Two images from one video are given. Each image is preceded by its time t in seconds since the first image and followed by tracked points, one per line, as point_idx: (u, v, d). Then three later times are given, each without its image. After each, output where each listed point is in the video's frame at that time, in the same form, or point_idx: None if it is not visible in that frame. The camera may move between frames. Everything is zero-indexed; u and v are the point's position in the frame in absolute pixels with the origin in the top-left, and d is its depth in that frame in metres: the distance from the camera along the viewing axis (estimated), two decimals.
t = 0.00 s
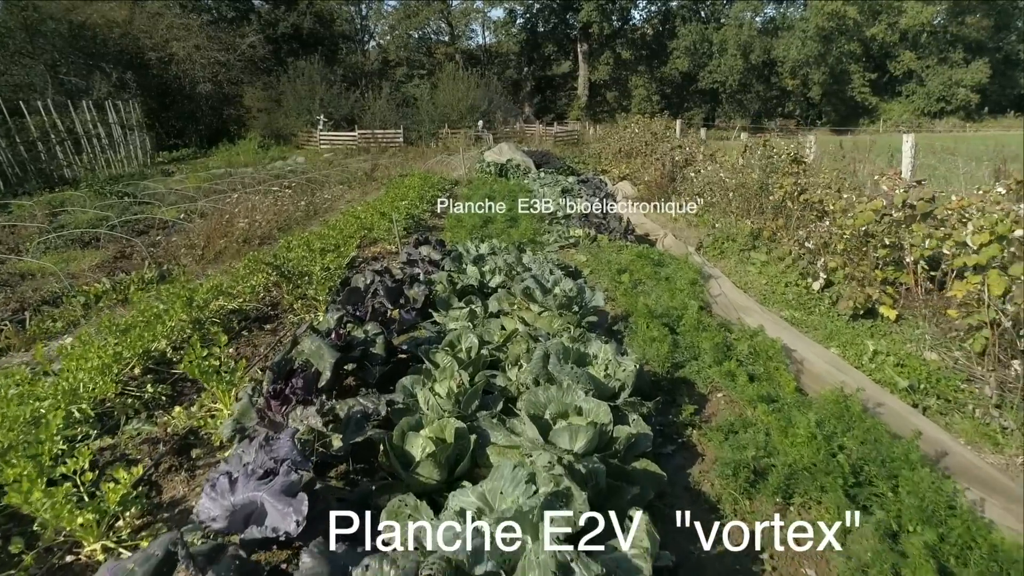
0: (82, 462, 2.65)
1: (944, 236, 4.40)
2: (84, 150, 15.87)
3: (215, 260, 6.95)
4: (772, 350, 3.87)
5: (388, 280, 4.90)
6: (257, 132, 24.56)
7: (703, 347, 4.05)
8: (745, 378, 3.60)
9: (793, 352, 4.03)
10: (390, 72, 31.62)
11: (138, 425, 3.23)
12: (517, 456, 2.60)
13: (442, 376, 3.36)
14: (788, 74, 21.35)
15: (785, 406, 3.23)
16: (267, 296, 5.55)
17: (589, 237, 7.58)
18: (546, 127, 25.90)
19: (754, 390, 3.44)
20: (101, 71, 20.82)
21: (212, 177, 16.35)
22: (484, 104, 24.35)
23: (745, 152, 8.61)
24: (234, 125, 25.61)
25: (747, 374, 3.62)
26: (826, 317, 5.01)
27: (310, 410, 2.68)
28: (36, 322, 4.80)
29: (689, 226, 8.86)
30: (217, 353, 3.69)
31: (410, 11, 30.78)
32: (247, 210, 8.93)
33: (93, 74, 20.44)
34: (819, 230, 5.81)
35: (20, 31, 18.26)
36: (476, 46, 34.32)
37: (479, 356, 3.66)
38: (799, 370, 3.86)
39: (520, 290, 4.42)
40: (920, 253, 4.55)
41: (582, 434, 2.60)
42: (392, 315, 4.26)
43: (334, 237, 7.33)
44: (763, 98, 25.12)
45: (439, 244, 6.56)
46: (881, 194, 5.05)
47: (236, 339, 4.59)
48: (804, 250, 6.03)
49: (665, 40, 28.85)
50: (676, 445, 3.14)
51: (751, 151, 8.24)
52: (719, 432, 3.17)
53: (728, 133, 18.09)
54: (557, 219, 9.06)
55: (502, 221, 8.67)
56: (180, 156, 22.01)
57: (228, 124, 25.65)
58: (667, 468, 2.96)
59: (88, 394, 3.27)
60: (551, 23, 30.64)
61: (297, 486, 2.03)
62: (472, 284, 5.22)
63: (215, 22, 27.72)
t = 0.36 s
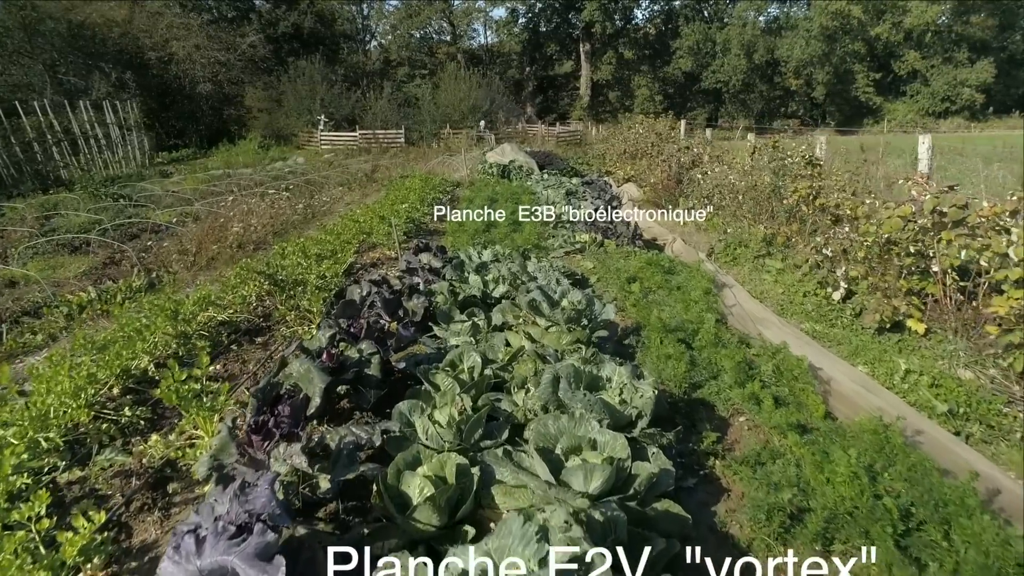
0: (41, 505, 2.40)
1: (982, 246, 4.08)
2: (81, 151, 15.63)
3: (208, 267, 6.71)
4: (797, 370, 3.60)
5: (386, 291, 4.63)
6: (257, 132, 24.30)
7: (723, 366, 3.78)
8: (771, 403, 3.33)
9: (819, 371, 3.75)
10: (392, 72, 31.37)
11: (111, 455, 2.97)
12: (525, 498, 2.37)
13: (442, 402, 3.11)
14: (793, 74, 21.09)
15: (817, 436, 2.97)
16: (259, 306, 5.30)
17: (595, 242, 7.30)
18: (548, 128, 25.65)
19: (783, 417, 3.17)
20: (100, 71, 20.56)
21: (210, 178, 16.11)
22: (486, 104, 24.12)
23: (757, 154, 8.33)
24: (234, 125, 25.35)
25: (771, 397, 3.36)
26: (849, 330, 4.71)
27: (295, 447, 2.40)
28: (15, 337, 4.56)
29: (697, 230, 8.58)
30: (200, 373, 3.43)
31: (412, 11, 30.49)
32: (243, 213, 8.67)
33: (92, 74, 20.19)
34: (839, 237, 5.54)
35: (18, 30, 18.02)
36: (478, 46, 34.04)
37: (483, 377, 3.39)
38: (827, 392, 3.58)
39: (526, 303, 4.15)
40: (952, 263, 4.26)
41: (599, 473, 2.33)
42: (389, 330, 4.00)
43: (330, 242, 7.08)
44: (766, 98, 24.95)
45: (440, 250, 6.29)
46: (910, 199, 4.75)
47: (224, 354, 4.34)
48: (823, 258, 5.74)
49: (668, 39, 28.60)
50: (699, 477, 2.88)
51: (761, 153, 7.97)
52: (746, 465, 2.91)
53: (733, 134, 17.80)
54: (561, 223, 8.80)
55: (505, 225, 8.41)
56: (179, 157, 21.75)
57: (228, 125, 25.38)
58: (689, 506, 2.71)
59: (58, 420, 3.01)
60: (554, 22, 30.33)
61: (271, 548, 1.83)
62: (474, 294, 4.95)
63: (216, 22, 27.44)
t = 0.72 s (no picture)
0: None
1: None
2: (79, 151, 15.37)
3: (199, 275, 6.44)
4: (828, 396, 3.34)
5: (383, 304, 4.35)
6: (257, 133, 24.03)
7: (746, 389, 3.51)
8: (803, 433, 3.05)
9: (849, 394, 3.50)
10: (394, 72, 31.11)
11: (75, 493, 2.67)
12: (536, 554, 2.11)
13: (441, 435, 2.83)
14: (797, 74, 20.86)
15: (857, 473, 2.71)
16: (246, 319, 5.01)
17: (602, 249, 7.02)
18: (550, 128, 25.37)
19: (817, 451, 2.89)
20: (98, 71, 20.31)
21: (207, 180, 15.84)
22: (488, 104, 23.87)
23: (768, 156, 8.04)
24: (234, 126, 25.06)
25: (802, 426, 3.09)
26: (876, 347, 4.41)
27: (273, 498, 2.12)
28: None
29: (707, 235, 8.30)
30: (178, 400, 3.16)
31: (413, 10, 30.20)
32: (238, 217, 8.41)
33: (90, 74, 19.93)
34: (861, 245, 5.26)
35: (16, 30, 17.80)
36: (480, 46, 33.79)
37: (487, 404, 3.10)
38: (860, 419, 3.30)
39: (532, 319, 3.87)
40: (989, 275, 3.97)
41: (620, 526, 2.05)
42: (384, 349, 3.71)
43: (325, 249, 6.80)
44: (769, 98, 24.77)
45: (441, 258, 6.00)
46: (939, 206, 4.46)
47: (207, 373, 4.04)
48: (844, 267, 5.44)
49: (671, 39, 28.38)
50: (728, 521, 2.62)
51: (773, 155, 7.69)
52: (778, 507, 2.65)
53: (737, 134, 17.56)
54: (566, 228, 8.52)
55: (508, 230, 8.15)
56: (178, 158, 21.48)
57: (228, 125, 25.13)
58: (718, 556, 2.46)
59: (18, 454, 2.72)
60: (556, 22, 30.01)
61: None
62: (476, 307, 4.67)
63: (216, 21, 27.15)
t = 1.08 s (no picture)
0: None
1: None
2: (76, 152, 15.14)
3: (187, 283, 6.17)
4: (859, 424, 2.98)
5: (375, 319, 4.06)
6: (257, 133, 23.75)
7: (769, 416, 3.22)
8: (837, 471, 2.75)
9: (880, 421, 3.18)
10: (395, 71, 30.84)
11: (26, 542, 2.42)
12: None
13: (435, 475, 2.55)
14: (802, 73, 20.61)
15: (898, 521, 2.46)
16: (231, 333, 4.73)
17: (608, 256, 6.74)
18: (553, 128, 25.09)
19: (854, 495, 2.62)
20: (98, 71, 20.09)
21: (204, 181, 15.56)
22: (489, 105, 23.62)
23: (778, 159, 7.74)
24: (234, 126, 24.78)
25: (834, 458, 2.83)
26: (904, 367, 4.08)
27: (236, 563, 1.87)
28: None
29: (716, 241, 8.02)
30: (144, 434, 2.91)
31: (414, 10, 29.92)
32: (231, 221, 8.13)
33: (89, 74, 19.72)
34: (883, 254, 4.99)
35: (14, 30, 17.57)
36: (482, 45, 33.53)
37: (486, 437, 2.81)
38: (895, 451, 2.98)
39: (536, 338, 3.60)
40: None
41: None
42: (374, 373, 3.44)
43: (320, 257, 6.53)
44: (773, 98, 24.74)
45: (441, 266, 5.70)
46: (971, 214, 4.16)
47: (184, 395, 3.77)
48: (867, 278, 5.13)
49: (674, 39, 28.11)
50: None
51: (785, 158, 7.40)
52: (813, 560, 2.44)
53: (741, 134, 17.24)
54: (570, 233, 8.24)
55: (509, 235, 7.87)
56: (178, 159, 21.21)
57: (228, 125, 24.87)
58: None
59: None
60: (558, 21, 29.67)
61: None
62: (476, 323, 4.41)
63: (216, 21, 26.87)
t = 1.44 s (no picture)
0: None
1: None
2: (70, 153, 14.72)
3: (171, 292, 5.89)
4: (893, 460, 2.70)
5: (364, 336, 3.77)
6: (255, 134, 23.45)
7: (792, 448, 2.94)
8: (872, 516, 2.48)
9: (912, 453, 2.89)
10: (397, 71, 30.55)
11: None
12: None
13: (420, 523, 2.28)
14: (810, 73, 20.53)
15: None
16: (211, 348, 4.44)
17: (611, 263, 6.45)
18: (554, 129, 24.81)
19: (893, 550, 2.34)
20: (95, 71, 19.77)
21: (199, 183, 15.24)
22: (490, 105, 23.34)
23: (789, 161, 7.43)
24: (233, 126, 24.49)
25: (867, 500, 2.55)
26: (933, 390, 3.78)
27: None
28: None
29: (723, 246, 7.71)
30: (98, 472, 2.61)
31: (414, 10, 29.64)
32: (222, 226, 7.84)
33: (87, 73, 19.39)
34: (904, 263, 4.68)
35: (10, 29, 17.28)
36: (483, 45, 33.26)
37: (479, 476, 2.53)
38: (934, 489, 2.69)
39: (536, 358, 3.32)
40: None
41: None
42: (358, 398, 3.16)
43: (310, 264, 6.24)
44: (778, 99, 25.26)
45: (436, 275, 5.40)
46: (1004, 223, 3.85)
47: (153, 420, 3.48)
48: (888, 290, 4.82)
49: (675, 38, 27.83)
50: None
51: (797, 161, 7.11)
52: None
53: (745, 136, 16.93)
54: (572, 238, 7.94)
55: (509, 241, 7.59)
56: (176, 159, 20.92)
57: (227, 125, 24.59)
58: None
59: None
60: (560, 21, 29.32)
61: None
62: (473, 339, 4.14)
63: (215, 21, 26.57)
